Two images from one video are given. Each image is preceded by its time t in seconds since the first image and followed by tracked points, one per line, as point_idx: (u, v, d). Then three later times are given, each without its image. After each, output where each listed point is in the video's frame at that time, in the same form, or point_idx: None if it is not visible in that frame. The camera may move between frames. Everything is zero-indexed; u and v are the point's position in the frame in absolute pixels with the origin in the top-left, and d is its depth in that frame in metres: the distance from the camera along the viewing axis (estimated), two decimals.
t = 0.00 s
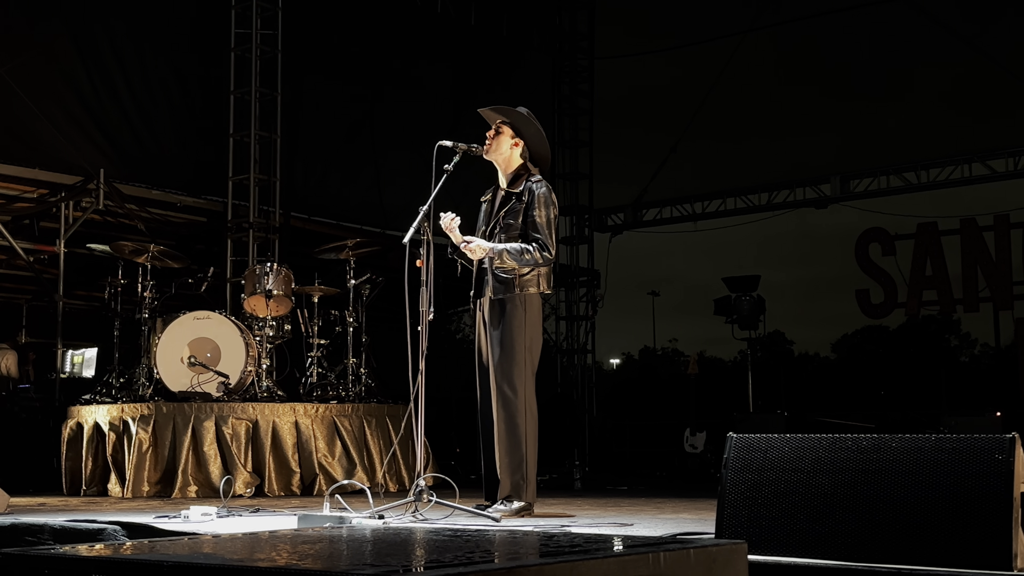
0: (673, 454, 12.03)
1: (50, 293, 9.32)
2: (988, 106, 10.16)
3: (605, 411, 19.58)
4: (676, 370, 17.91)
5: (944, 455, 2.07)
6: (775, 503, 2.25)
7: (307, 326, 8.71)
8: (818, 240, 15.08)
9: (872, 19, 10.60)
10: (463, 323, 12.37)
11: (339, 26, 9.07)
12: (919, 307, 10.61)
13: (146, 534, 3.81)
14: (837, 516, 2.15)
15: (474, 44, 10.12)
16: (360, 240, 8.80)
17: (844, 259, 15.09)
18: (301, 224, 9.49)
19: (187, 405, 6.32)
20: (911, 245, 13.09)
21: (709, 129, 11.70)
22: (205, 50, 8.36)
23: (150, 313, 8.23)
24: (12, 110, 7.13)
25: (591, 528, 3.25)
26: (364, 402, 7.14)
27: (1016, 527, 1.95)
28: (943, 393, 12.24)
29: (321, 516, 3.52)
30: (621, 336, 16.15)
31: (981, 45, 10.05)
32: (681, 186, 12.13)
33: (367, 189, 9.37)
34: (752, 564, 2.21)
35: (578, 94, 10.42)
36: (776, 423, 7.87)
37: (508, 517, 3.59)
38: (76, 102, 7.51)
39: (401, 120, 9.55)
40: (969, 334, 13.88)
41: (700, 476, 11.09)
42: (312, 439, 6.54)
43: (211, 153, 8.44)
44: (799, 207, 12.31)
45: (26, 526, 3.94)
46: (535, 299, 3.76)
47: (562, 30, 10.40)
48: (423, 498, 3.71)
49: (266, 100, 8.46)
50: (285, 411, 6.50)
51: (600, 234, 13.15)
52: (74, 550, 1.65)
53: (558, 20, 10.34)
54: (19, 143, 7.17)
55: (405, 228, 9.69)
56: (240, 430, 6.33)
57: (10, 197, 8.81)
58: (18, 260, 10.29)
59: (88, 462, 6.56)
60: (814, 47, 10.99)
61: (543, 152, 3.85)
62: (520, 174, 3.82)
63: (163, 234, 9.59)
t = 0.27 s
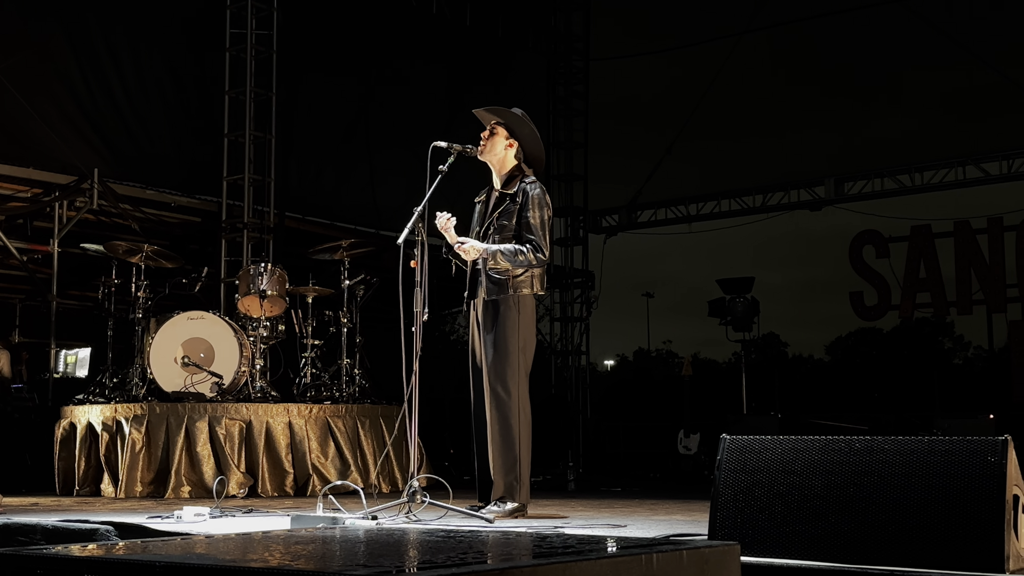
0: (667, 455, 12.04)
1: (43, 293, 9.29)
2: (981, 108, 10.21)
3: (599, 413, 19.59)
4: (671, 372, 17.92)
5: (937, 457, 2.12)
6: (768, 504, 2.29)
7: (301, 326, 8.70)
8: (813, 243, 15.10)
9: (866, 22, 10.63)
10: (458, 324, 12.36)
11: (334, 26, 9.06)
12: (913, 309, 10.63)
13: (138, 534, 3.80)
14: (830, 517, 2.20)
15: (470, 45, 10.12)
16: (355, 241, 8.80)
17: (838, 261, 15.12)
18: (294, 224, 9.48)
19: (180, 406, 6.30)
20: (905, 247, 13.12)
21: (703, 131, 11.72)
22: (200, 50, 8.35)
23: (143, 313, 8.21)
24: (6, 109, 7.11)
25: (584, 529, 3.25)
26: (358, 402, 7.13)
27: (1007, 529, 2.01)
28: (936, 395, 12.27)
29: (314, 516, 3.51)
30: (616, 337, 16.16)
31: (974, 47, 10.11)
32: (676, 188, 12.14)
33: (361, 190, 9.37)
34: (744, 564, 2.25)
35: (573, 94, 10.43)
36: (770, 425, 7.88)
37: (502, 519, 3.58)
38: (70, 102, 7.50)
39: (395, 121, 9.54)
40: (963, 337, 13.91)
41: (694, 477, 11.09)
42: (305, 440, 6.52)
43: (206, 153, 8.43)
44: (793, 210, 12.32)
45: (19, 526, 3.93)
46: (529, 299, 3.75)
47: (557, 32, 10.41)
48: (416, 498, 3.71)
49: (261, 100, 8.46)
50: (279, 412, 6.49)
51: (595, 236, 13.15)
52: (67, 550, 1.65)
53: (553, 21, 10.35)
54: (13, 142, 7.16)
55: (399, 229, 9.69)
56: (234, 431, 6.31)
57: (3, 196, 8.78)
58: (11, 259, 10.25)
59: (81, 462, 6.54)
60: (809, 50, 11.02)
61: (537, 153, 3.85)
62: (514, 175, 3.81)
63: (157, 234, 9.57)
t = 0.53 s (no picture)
0: (660, 458, 12.05)
1: (36, 293, 9.26)
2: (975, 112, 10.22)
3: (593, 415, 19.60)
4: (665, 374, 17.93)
5: (929, 461, 2.13)
6: (761, 506, 2.30)
7: (294, 328, 8.69)
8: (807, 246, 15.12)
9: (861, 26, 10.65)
10: (452, 326, 12.35)
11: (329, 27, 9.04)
12: (906, 313, 10.65)
13: (130, 536, 3.79)
14: (822, 520, 2.21)
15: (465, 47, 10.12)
16: (349, 242, 8.79)
17: (832, 265, 15.14)
18: (288, 225, 9.46)
19: (173, 407, 6.29)
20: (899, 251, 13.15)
21: (698, 134, 11.73)
22: (194, 51, 8.33)
23: (137, 314, 8.19)
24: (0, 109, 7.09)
25: (576, 531, 3.25)
26: (351, 404, 7.12)
27: (999, 532, 2.03)
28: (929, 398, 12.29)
29: (307, 518, 3.51)
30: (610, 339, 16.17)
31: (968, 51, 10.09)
32: (670, 190, 12.14)
33: (355, 191, 9.35)
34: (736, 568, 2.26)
35: (568, 97, 10.42)
36: (763, 428, 7.89)
37: (495, 521, 3.57)
38: (64, 102, 7.48)
39: (390, 122, 9.53)
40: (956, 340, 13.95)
41: (688, 479, 11.11)
42: (298, 442, 6.51)
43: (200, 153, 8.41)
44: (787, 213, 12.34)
45: (10, 527, 3.91)
46: (522, 301, 3.75)
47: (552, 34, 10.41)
48: (409, 500, 3.70)
49: (256, 101, 8.44)
50: (272, 413, 6.48)
51: (589, 238, 13.15)
52: (57, 552, 1.64)
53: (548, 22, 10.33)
54: (7, 142, 7.14)
55: (393, 230, 9.67)
56: (227, 432, 6.30)
57: None
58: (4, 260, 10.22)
59: (73, 463, 6.52)
60: (803, 53, 11.03)
61: (532, 156, 3.86)
62: (508, 177, 3.81)
63: (151, 235, 9.55)
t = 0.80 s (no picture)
0: (654, 461, 12.07)
1: (29, 295, 9.23)
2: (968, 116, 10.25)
3: (588, 418, 19.61)
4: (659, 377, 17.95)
5: (922, 465, 2.16)
6: (754, 510, 2.32)
7: (288, 330, 8.68)
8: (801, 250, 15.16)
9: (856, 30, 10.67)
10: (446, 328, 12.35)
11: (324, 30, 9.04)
12: (899, 316, 10.67)
13: (123, 538, 3.77)
14: (815, 524, 2.23)
15: (460, 49, 10.12)
16: (343, 245, 8.79)
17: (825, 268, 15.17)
18: (282, 227, 9.44)
19: (166, 409, 6.27)
20: (892, 255, 13.18)
21: (693, 138, 11.75)
22: (189, 52, 8.32)
23: (130, 316, 8.17)
24: None
25: (570, 534, 3.25)
26: (345, 406, 7.11)
27: (991, 535, 2.04)
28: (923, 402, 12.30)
29: (300, 521, 3.50)
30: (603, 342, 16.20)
31: (961, 55, 10.15)
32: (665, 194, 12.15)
33: (350, 193, 9.35)
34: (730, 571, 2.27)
35: (563, 100, 10.43)
36: (756, 431, 7.89)
37: (488, 524, 3.56)
38: (59, 103, 7.48)
39: (384, 124, 9.52)
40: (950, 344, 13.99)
41: (681, 483, 11.11)
42: (292, 444, 6.50)
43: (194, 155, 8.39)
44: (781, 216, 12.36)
45: (2, 529, 3.90)
46: (516, 305, 3.76)
47: (547, 37, 10.41)
48: (402, 503, 3.69)
49: (251, 103, 8.43)
50: (265, 416, 6.46)
51: (583, 241, 13.17)
52: (51, 553, 1.63)
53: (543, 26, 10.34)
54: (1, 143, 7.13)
55: (387, 233, 9.67)
56: (220, 434, 6.28)
57: None
58: None
59: (66, 465, 6.51)
60: (798, 57, 11.05)
61: (527, 159, 3.86)
62: (502, 180, 3.81)
63: (145, 237, 9.54)
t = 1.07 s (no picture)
0: (654, 462, 12.07)
1: (30, 295, 9.23)
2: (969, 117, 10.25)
3: (588, 418, 19.60)
4: (659, 378, 17.95)
5: (921, 465, 2.17)
6: (753, 510, 2.32)
7: (288, 330, 8.68)
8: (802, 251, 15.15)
9: (856, 31, 10.65)
10: (446, 329, 12.36)
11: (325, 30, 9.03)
12: (899, 317, 10.67)
13: (123, 537, 3.77)
14: (814, 525, 2.23)
15: (461, 50, 10.11)
16: (344, 245, 8.79)
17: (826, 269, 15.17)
18: (282, 227, 9.44)
19: (166, 409, 6.27)
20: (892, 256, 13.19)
21: (693, 138, 11.74)
22: (190, 52, 8.32)
23: (131, 316, 8.17)
24: None
25: (570, 535, 3.25)
26: (345, 406, 7.11)
27: (990, 537, 2.05)
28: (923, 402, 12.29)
29: (299, 521, 3.50)
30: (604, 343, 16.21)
31: (961, 56, 10.18)
32: (665, 194, 12.15)
33: (350, 193, 9.35)
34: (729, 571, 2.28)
35: (563, 100, 10.42)
36: (756, 432, 7.89)
37: (488, 524, 3.57)
38: (60, 102, 7.48)
39: (384, 125, 9.52)
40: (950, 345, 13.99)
41: (681, 483, 11.10)
42: (291, 444, 6.50)
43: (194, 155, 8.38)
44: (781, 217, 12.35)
45: (3, 528, 3.90)
46: (515, 305, 3.76)
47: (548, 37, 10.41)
48: (402, 503, 3.69)
49: (251, 103, 8.43)
50: (265, 415, 6.46)
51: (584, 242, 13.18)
52: (51, 553, 1.63)
53: (544, 26, 10.34)
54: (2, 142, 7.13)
55: (388, 233, 9.67)
56: (221, 434, 6.28)
57: None
58: None
59: (66, 465, 6.51)
60: (799, 58, 11.05)
61: (527, 159, 3.85)
62: (502, 181, 3.81)
63: (146, 237, 9.54)
